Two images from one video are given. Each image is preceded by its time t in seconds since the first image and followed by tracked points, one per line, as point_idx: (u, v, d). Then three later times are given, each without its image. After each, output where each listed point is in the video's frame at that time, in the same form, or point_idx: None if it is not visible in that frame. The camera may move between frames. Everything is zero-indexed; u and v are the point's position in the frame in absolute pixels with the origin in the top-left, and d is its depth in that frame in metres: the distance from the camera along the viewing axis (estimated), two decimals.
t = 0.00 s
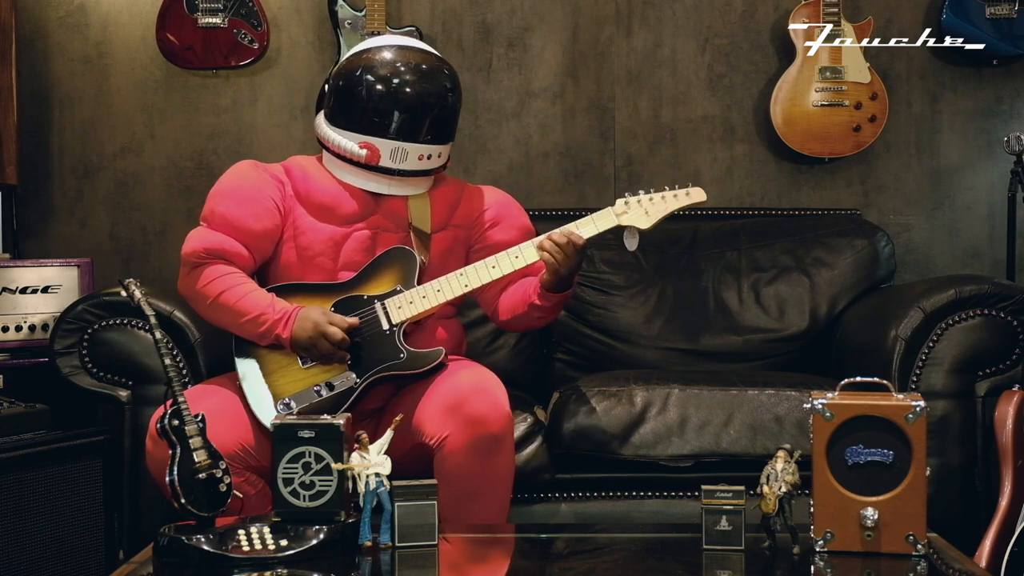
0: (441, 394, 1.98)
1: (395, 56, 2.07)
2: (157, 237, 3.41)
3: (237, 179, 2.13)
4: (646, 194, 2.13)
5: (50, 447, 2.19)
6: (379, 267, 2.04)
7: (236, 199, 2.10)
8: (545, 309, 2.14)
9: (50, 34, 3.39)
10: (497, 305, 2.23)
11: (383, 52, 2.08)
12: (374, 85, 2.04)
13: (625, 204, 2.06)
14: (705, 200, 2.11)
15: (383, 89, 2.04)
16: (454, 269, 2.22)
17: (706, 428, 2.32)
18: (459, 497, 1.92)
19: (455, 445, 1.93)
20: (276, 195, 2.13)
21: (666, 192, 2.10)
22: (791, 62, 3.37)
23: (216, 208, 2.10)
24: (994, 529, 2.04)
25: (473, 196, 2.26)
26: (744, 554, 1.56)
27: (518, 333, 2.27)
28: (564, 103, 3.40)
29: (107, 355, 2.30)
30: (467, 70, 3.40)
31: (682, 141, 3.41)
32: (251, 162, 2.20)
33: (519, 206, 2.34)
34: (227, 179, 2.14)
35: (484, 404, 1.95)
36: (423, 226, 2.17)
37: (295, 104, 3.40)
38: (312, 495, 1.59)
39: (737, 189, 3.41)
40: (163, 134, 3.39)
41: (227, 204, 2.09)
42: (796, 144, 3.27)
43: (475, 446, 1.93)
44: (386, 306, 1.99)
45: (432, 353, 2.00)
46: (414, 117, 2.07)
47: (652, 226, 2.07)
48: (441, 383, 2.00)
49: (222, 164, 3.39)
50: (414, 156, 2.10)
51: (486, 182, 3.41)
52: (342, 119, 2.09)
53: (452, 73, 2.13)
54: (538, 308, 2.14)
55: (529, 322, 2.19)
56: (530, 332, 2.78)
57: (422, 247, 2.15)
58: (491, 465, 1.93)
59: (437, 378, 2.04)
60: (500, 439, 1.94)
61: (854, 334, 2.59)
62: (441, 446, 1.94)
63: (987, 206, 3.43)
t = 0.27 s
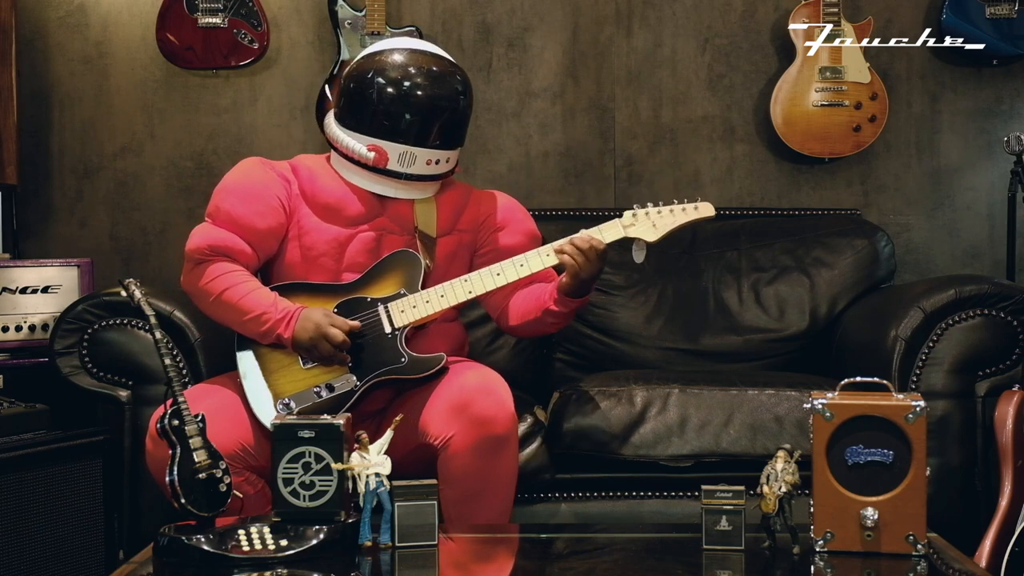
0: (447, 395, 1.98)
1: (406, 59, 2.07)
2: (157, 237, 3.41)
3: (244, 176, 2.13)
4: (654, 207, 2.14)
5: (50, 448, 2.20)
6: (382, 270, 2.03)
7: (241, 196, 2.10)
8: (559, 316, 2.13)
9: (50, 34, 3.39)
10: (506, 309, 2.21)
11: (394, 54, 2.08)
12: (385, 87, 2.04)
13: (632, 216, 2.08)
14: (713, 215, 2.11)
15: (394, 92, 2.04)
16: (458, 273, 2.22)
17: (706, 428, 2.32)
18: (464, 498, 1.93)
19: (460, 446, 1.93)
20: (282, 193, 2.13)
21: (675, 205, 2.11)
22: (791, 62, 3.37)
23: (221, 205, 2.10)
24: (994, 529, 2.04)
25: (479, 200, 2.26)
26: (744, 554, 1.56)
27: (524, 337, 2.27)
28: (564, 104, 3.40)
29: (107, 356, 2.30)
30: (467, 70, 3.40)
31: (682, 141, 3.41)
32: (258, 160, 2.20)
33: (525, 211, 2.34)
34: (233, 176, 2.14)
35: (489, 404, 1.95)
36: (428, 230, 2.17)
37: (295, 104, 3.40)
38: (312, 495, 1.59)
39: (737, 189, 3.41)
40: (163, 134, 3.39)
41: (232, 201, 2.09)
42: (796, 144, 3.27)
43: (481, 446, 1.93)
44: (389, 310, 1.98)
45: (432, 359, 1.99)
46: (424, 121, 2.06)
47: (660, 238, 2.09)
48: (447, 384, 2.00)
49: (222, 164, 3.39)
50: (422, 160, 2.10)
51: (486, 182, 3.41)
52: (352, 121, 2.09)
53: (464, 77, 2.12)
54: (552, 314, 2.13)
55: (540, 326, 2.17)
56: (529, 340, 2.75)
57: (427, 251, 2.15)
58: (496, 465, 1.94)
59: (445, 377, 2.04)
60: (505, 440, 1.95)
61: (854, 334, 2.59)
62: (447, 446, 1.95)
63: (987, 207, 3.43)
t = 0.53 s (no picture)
0: (447, 393, 1.98)
1: (414, 60, 2.07)
2: (157, 237, 3.41)
3: (250, 175, 2.13)
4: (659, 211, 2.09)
5: (50, 448, 2.20)
6: (385, 272, 2.03)
7: (246, 196, 2.10)
8: (573, 314, 2.13)
9: (50, 34, 3.39)
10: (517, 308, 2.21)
11: (402, 55, 2.08)
12: (393, 88, 2.04)
13: (636, 221, 2.03)
14: (718, 221, 2.05)
15: (402, 93, 2.04)
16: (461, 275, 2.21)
17: (706, 428, 2.32)
18: (465, 497, 1.93)
19: (461, 443, 1.93)
20: (286, 193, 2.13)
21: (679, 212, 2.06)
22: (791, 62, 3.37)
23: (225, 204, 2.10)
24: (994, 529, 2.04)
25: (485, 201, 2.25)
26: (744, 554, 1.56)
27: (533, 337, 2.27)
28: (564, 104, 3.40)
29: (107, 356, 2.30)
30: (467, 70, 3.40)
31: (682, 141, 3.41)
32: (265, 158, 2.20)
33: (532, 211, 2.33)
34: (239, 175, 2.14)
35: (490, 402, 1.95)
36: (433, 232, 2.17)
37: (294, 104, 3.40)
38: (312, 495, 1.59)
39: (737, 189, 3.42)
40: (163, 134, 3.39)
41: (237, 201, 2.09)
42: (796, 144, 3.27)
43: (481, 444, 1.93)
44: (390, 312, 1.98)
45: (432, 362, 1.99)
46: (432, 122, 2.06)
47: (663, 245, 2.03)
48: (447, 382, 2.00)
49: (222, 164, 3.39)
50: (429, 162, 2.10)
51: (486, 182, 3.41)
52: (359, 121, 2.09)
53: (472, 79, 2.12)
54: (567, 313, 2.13)
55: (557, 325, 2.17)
56: (528, 339, 2.75)
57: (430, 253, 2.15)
58: (497, 462, 1.94)
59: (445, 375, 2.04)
60: (506, 438, 1.95)
61: (855, 334, 2.59)
62: (448, 443, 1.95)
63: (987, 207, 3.43)
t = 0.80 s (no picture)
0: (448, 395, 1.98)
1: (416, 60, 2.07)
2: (157, 237, 3.41)
3: (250, 176, 2.13)
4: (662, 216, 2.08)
5: (50, 448, 2.20)
6: (386, 273, 2.03)
7: (246, 197, 2.10)
8: (573, 318, 2.13)
9: (50, 34, 3.39)
10: (517, 310, 2.21)
11: (404, 55, 2.07)
12: (395, 89, 2.04)
13: (638, 227, 2.03)
14: (721, 228, 2.04)
15: (404, 94, 2.04)
16: (462, 277, 2.21)
17: (706, 428, 2.32)
18: (463, 499, 1.94)
19: (461, 446, 1.94)
20: (287, 194, 2.13)
21: (682, 217, 2.05)
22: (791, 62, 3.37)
23: (226, 205, 2.10)
24: (994, 529, 2.04)
25: (486, 203, 2.25)
26: (744, 554, 1.56)
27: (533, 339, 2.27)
28: (564, 104, 3.40)
29: (107, 356, 2.30)
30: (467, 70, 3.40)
31: (682, 141, 3.41)
32: (265, 159, 2.20)
33: (532, 213, 2.33)
34: (239, 175, 2.14)
35: (491, 406, 1.95)
36: (433, 233, 2.17)
37: (294, 104, 3.40)
38: (312, 495, 1.59)
39: (737, 189, 3.42)
40: (163, 135, 3.39)
41: (238, 201, 2.09)
42: (796, 144, 3.27)
43: (481, 447, 1.93)
44: (391, 314, 1.98)
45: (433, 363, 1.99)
46: (434, 123, 2.06)
47: (665, 250, 2.03)
48: (449, 384, 2.00)
49: (222, 164, 3.39)
50: (430, 163, 2.10)
51: (486, 182, 3.41)
52: (361, 121, 2.09)
53: (474, 79, 2.12)
54: (566, 316, 2.13)
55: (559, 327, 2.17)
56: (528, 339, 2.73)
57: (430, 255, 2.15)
58: (497, 465, 1.94)
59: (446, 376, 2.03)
60: (507, 441, 1.95)
61: (855, 334, 2.59)
62: (448, 445, 1.95)
63: (987, 206, 3.43)
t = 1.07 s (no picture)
0: (448, 395, 1.99)
1: (415, 61, 2.07)
2: (157, 237, 3.41)
3: (250, 175, 2.13)
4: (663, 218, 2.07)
5: (50, 448, 2.20)
6: (386, 273, 2.03)
7: (246, 196, 2.10)
8: (573, 313, 2.12)
9: (50, 34, 3.39)
10: (518, 308, 2.21)
11: (404, 56, 2.07)
12: (395, 89, 2.04)
13: (638, 228, 2.02)
14: (721, 230, 2.05)
15: (404, 94, 2.04)
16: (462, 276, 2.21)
17: (706, 428, 2.32)
18: (464, 499, 1.94)
19: (461, 446, 1.94)
20: (287, 194, 2.13)
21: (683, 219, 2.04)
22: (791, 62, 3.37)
23: (226, 205, 2.09)
24: (994, 529, 2.04)
25: (486, 203, 2.25)
26: (744, 554, 1.56)
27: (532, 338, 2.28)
28: (564, 104, 3.40)
29: (107, 356, 2.30)
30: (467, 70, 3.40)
31: (682, 141, 3.41)
32: (265, 159, 2.20)
33: (532, 212, 2.33)
34: (239, 174, 2.14)
35: (491, 406, 1.95)
36: (434, 233, 2.17)
37: (294, 104, 3.40)
38: (312, 495, 1.59)
39: (737, 189, 3.42)
40: (163, 135, 3.39)
41: (238, 201, 2.09)
42: (796, 144, 3.27)
43: (481, 447, 1.93)
44: (391, 314, 1.98)
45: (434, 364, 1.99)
46: (434, 123, 2.06)
47: (665, 252, 2.01)
48: (448, 384, 2.01)
49: (222, 164, 3.39)
50: (430, 163, 2.10)
51: (486, 182, 3.41)
52: (361, 122, 2.08)
53: (474, 79, 2.12)
54: (566, 310, 2.12)
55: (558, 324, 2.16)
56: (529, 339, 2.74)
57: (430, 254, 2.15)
58: (497, 465, 1.94)
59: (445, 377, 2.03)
60: (507, 441, 1.95)
61: (855, 334, 2.59)
62: (448, 446, 1.95)
63: (987, 206, 3.43)
